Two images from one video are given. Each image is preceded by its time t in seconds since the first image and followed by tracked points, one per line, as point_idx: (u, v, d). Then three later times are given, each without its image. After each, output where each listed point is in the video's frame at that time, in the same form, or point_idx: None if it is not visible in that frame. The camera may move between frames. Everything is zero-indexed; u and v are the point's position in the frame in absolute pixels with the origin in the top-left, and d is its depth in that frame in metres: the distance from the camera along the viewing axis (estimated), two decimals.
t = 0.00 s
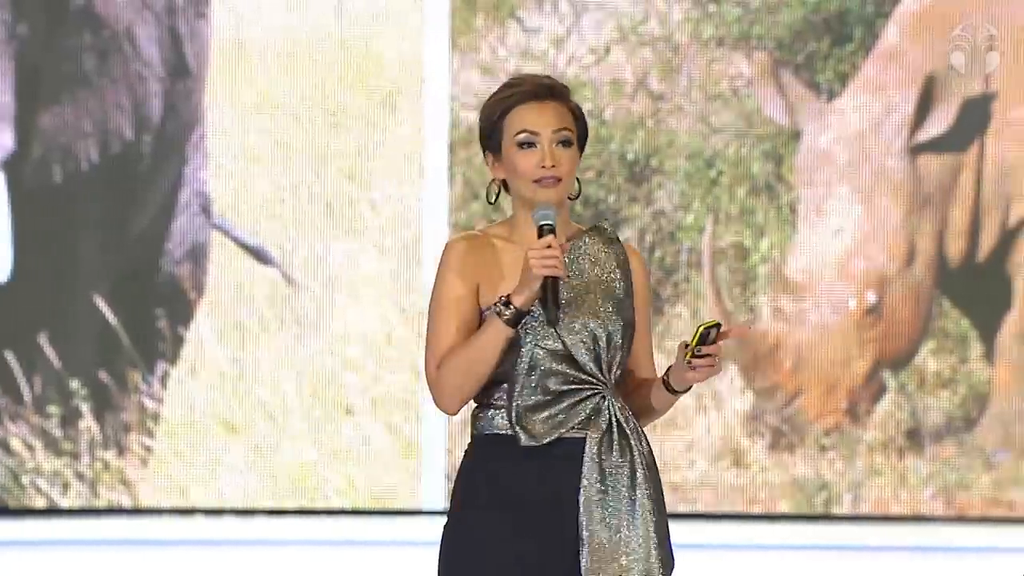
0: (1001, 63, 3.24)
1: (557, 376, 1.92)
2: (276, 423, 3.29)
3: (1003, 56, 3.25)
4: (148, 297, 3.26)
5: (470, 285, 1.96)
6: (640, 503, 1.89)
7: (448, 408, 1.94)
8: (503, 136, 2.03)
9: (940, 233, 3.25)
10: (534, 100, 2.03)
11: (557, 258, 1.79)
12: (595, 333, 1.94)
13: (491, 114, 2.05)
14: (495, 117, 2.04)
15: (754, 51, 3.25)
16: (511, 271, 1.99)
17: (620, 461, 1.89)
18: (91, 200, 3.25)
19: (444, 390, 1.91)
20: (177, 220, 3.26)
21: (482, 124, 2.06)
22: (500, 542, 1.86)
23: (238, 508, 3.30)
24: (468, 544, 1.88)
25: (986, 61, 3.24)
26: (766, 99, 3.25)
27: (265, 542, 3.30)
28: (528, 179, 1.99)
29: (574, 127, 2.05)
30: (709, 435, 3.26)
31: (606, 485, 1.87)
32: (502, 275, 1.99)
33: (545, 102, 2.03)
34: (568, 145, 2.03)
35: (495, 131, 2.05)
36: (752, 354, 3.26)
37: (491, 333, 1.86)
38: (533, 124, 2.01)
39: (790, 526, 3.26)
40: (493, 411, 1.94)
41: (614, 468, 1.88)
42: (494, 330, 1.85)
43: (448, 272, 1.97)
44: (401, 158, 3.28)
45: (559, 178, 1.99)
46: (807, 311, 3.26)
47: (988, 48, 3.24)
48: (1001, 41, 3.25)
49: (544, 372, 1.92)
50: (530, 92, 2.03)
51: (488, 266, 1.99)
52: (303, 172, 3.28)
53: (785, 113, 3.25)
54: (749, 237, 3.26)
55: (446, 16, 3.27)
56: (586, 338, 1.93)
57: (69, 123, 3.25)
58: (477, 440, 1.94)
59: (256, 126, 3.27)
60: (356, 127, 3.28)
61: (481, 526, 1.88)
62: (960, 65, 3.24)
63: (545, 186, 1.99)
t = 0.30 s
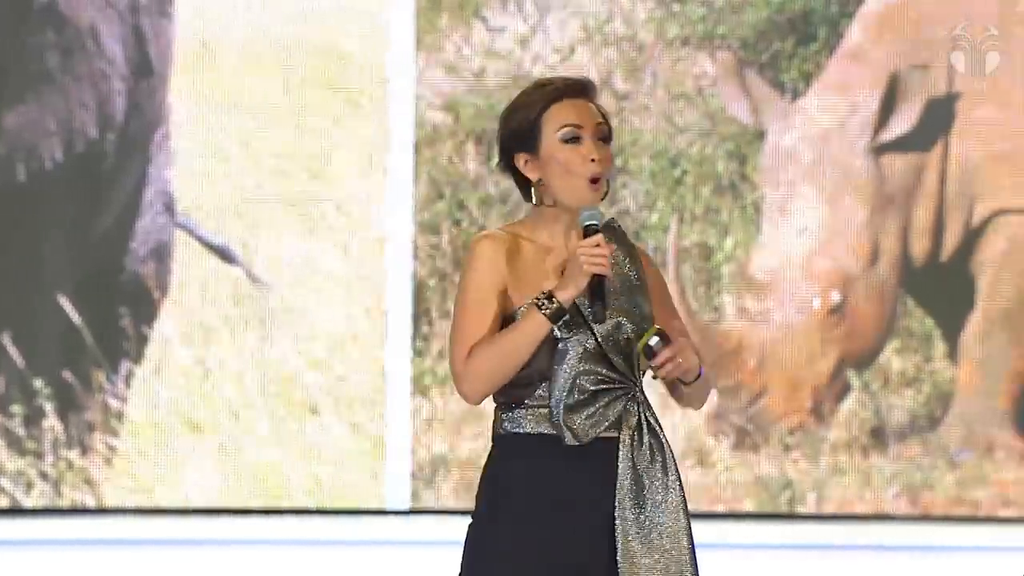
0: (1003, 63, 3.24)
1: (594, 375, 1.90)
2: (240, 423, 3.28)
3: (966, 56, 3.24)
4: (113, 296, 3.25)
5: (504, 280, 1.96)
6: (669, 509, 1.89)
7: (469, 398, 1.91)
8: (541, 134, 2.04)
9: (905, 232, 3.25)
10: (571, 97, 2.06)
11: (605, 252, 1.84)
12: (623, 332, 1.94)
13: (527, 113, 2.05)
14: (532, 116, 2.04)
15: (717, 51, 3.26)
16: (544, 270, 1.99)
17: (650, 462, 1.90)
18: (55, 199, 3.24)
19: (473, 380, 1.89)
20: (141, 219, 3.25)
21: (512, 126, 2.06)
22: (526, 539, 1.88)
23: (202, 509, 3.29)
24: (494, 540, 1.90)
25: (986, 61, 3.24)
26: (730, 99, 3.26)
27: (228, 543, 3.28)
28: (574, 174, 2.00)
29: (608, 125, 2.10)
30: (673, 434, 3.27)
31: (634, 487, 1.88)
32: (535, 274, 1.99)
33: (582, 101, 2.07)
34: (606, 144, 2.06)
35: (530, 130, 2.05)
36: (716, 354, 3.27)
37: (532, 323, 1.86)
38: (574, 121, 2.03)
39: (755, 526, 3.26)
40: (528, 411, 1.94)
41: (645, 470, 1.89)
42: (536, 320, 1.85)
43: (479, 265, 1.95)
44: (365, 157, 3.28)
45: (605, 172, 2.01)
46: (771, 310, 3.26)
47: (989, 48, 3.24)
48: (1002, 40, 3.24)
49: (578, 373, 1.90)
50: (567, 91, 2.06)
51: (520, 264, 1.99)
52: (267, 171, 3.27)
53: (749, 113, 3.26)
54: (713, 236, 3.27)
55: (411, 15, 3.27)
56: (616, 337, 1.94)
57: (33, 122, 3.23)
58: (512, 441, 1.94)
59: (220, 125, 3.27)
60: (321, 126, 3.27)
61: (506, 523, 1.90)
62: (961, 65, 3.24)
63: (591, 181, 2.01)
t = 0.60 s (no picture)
0: (1002, 63, 3.25)
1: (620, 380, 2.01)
2: (204, 422, 3.28)
3: (927, 55, 3.24)
4: (75, 295, 3.24)
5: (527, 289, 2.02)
6: (694, 509, 2.03)
7: (498, 409, 1.98)
8: (555, 142, 2.09)
9: (868, 230, 3.25)
10: (588, 107, 2.10)
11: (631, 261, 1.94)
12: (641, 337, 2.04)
13: (543, 119, 2.10)
14: (548, 123, 2.09)
15: (681, 50, 3.26)
16: (566, 278, 2.07)
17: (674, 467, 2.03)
18: (17, 198, 3.23)
19: (499, 390, 1.95)
20: (104, 218, 3.25)
21: (529, 130, 2.12)
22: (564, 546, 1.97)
23: (166, 507, 3.28)
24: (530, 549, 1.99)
25: (986, 61, 3.25)
26: (694, 99, 3.26)
27: (191, 542, 3.28)
28: (581, 186, 2.05)
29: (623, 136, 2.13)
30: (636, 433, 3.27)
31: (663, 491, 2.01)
32: (553, 279, 2.06)
33: (599, 112, 2.11)
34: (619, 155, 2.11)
35: (544, 136, 2.11)
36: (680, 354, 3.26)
37: (562, 335, 1.93)
38: (588, 133, 2.07)
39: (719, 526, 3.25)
40: (555, 418, 2.02)
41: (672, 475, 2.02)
42: (567, 331, 1.92)
43: (505, 273, 2.01)
44: (329, 155, 3.28)
45: (613, 186, 2.05)
46: (734, 309, 3.27)
47: (988, 48, 3.25)
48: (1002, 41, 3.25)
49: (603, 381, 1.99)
50: (585, 101, 2.10)
51: (541, 272, 2.05)
52: (230, 170, 3.27)
53: (712, 112, 3.26)
54: (677, 236, 3.27)
55: (374, 14, 3.27)
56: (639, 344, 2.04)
57: None
58: (540, 448, 2.02)
59: (182, 124, 3.26)
60: (284, 126, 3.28)
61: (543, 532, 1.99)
62: (961, 65, 3.25)
63: (598, 195, 2.05)
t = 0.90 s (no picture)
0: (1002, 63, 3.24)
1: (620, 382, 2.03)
2: (172, 421, 3.28)
3: (894, 58, 3.24)
4: (43, 295, 3.24)
5: (537, 287, 2.00)
6: (686, 514, 2.07)
7: (510, 411, 1.97)
8: (563, 140, 2.09)
9: (836, 230, 3.26)
10: (596, 104, 2.09)
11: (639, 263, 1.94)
12: (642, 342, 2.06)
13: (551, 117, 2.09)
14: (556, 121, 2.09)
15: (651, 49, 3.25)
16: (576, 278, 2.06)
17: (666, 471, 2.07)
18: None
19: (511, 391, 1.95)
20: (72, 217, 3.24)
21: (538, 127, 2.11)
22: (564, 546, 1.97)
23: (134, 507, 3.28)
24: (529, 548, 1.98)
25: (987, 61, 3.24)
26: (664, 98, 3.26)
27: (159, 542, 3.28)
28: (588, 185, 2.06)
29: (630, 133, 2.14)
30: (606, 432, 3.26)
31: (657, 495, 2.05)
32: (563, 275, 2.05)
33: (606, 109, 2.10)
34: (627, 153, 2.11)
35: (552, 133, 2.10)
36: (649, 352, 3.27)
37: (570, 336, 1.92)
38: (596, 132, 2.07)
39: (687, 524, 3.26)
40: (553, 414, 2.02)
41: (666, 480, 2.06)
42: (575, 333, 1.92)
43: (513, 272, 2.00)
44: (298, 155, 3.28)
45: (621, 185, 2.07)
46: (703, 309, 3.27)
47: (988, 47, 3.24)
48: (1002, 41, 3.24)
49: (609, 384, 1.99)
50: (594, 99, 2.09)
51: (552, 270, 2.03)
52: (199, 170, 3.27)
53: (681, 111, 3.26)
54: (645, 235, 3.27)
55: (343, 13, 3.27)
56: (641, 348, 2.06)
57: None
58: (536, 444, 2.02)
59: (151, 123, 3.26)
60: (253, 125, 3.27)
61: (543, 532, 1.97)
62: (961, 65, 3.24)
63: (605, 193, 2.07)
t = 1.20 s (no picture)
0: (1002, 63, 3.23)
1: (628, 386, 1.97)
2: (148, 421, 3.27)
3: (869, 57, 3.24)
4: (17, 294, 3.23)
5: (549, 290, 1.93)
6: (687, 519, 2.02)
7: (518, 412, 1.90)
8: (573, 140, 2.02)
9: (811, 230, 3.26)
10: (607, 104, 2.03)
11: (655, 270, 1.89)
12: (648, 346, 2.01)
13: (560, 116, 2.03)
14: (565, 121, 2.02)
15: (626, 48, 3.26)
16: (584, 282, 1.99)
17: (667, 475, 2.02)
18: None
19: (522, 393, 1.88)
20: (46, 216, 3.24)
21: (546, 127, 2.04)
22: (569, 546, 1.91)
23: (109, 507, 3.28)
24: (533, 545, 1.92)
25: (986, 61, 3.23)
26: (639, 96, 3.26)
27: (135, 541, 3.28)
28: (598, 185, 1.99)
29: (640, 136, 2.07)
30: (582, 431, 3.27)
31: (659, 498, 2.00)
32: (574, 278, 1.97)
33: (617, 110, 2.04)
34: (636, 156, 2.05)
35: (561, 133, 2.03)
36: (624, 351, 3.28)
37: (583, 339, 1.86)
38: (607, 132, 2.01)
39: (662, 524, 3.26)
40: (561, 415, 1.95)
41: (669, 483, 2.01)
42: (588, 335, 1.86)
43: (524, 274, 1.93)
44: (274, 155, 3.27)
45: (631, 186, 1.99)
46: (679, 308, 3.28)
47: (988, 47, 3.22)
48: (1002, 40, 3.23)
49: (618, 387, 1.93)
50: (604, 99, 2.03)
51: (562, 272, 1.96)
52: (174, 169, 3.26)
53: (656, 109, 3.26)
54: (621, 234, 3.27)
55: (318, 12, 3.26)
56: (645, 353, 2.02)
57: None
58: (542, 444, 1.94)
59: (126, 123, 3.26)
60: (228, 125, 3.27)
61: (548, 531, 1.91)
62: (960, 65, 3.23)
63: (614, 195, 1.99)
